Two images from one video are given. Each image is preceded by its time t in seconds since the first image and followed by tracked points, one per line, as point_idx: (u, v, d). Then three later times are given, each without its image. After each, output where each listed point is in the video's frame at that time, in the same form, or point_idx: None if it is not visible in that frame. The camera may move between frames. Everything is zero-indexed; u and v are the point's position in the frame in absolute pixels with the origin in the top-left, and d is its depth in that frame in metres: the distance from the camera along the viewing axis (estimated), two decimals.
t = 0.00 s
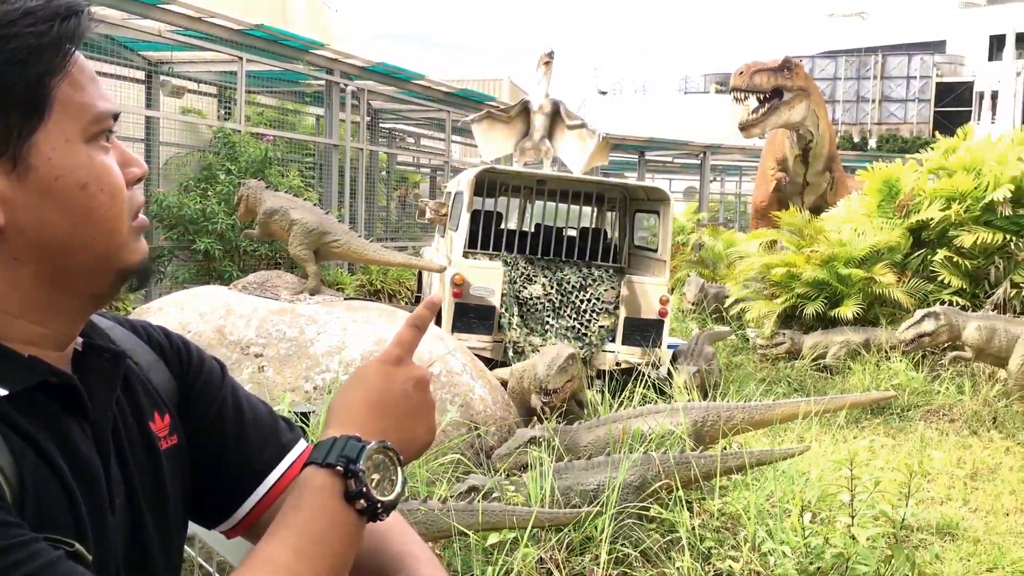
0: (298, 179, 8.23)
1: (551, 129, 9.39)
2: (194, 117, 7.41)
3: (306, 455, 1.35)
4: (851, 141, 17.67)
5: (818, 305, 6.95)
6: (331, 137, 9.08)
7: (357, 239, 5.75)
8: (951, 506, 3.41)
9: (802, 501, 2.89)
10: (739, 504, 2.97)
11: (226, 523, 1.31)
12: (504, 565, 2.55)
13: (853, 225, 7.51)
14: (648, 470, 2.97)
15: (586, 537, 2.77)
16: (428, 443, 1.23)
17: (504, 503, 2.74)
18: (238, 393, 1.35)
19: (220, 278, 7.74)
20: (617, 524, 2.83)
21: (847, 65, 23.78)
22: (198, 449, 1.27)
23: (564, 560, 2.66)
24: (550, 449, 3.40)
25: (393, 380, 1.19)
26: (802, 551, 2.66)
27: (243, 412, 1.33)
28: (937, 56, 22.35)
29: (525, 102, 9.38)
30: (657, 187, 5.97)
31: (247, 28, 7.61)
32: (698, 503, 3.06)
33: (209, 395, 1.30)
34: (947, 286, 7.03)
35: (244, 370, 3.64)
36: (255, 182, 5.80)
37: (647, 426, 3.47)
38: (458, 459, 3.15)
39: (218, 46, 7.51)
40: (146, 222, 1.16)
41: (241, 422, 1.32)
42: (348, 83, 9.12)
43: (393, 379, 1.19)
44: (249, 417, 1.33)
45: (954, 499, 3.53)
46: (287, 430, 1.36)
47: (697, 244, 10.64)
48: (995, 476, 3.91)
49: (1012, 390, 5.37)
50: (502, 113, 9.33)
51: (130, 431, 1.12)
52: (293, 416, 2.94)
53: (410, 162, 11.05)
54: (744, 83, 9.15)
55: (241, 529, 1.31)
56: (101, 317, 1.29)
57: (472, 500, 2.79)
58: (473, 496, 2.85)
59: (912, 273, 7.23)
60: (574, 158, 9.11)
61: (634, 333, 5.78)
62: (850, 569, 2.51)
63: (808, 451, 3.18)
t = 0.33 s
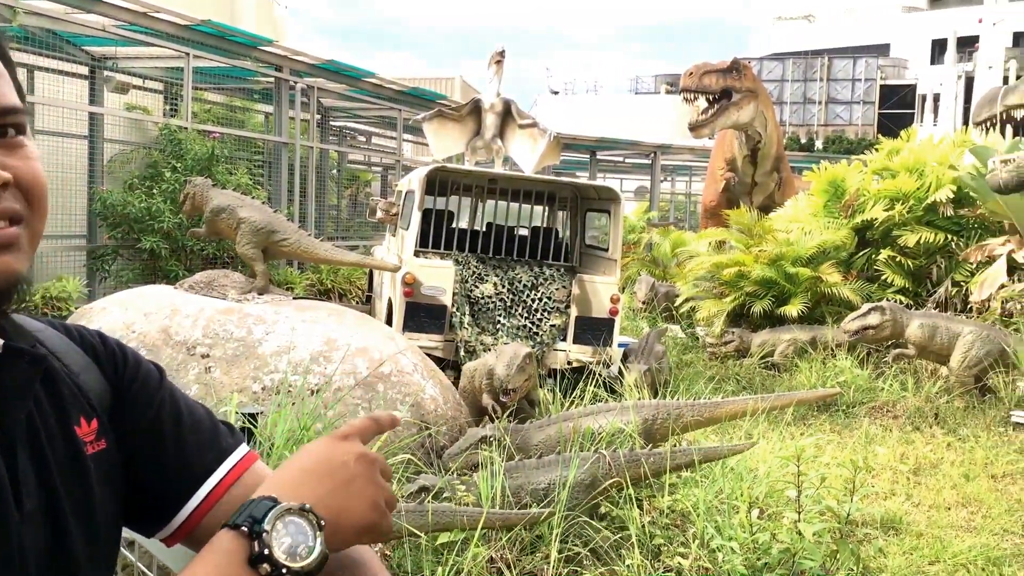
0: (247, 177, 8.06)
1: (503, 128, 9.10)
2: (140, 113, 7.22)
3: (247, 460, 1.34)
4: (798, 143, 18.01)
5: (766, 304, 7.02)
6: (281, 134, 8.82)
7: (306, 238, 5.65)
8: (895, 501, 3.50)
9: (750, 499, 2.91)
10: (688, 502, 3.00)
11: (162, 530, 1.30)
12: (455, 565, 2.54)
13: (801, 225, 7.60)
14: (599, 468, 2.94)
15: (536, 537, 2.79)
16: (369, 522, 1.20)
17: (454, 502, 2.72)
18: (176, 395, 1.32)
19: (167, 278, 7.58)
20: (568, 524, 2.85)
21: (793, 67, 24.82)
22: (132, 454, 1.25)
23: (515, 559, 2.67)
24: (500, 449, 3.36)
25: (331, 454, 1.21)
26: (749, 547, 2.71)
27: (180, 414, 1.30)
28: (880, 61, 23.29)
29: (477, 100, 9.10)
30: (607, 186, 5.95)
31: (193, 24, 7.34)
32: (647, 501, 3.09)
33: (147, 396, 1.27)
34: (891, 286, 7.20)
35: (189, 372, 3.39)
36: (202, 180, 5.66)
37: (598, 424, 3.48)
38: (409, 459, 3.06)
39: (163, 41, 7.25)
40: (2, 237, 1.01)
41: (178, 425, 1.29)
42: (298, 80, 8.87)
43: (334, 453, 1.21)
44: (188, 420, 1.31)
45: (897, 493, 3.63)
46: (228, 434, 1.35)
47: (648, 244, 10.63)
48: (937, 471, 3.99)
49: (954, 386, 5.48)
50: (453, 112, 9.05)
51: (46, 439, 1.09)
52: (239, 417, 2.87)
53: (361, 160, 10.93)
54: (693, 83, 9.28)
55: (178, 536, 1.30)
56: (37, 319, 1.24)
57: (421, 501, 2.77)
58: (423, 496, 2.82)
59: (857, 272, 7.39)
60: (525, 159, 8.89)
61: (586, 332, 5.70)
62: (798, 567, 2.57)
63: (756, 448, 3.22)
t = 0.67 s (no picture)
0: (195, 177, 7.94)
1: (456, 129, 8.51)
2: (86, 112, 7.07)
3: (179, 472, 1.34)
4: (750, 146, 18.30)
5: (718, 305, 7.09)
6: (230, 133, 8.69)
7: (256, 238, 5.51)
8: (842, 499, 3.57)
9: (699, 499, 2.95)
10: (639, 502, 3.04)
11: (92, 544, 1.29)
12: (405, 568, 2.57)
13: (751, 227, 7.70)
14: (552, 468, 2.97)
15: (487, 539, 2.79)
16: None
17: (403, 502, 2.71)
18: (105, 407, 1.33)
19: (112, 279, 7.41)
20: (519, 525, 2.85)
21: (743, 72, 24.62)
22: (54, 465, 1.26)
23: (466, 561, 2.68)
24: (452, 451, 3.34)
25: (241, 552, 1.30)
26: (699, 547, 2.75)
27: (104, 425, 1.31)
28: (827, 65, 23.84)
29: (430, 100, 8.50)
30: (560, 189, 5.94)
31: (140, 21, 7.23)
32: (598, 501, 3.13)
33: (68, 409, 1.28)
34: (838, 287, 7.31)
35: (134, 375, 3.31)
36: (147, 179, 5.46)
37: (550, 426, 3.51)
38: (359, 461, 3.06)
39: (108, 38, 7.11)
40: None
41: (106, 437, 1.30)
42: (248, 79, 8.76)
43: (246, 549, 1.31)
44: (115, 430, 1.31)
45: (845, 492, 3.69)
46: (159, 445, 1.34)
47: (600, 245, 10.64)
48: (882, 469, 4.06)
49: (899, 385, 5.57)
50: (405, 111, 8.41)
51: None
52: (184, 421, 2.76)
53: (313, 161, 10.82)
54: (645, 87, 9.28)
55: (109, 549, 1.30)
56: None
57: (369, 503, 2.74)
58: (374, 499, 2.80)
59: (805, 273, 7.47)
60: (478, 163, 8.30)
61: (538, 333, 5.72)
62: (747, 565, 2.61)
63: (705, 447, 3.25)
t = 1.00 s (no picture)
0: (136, 176, 7.82)
1: (403, 129, 8.43)
2: (25, 108, 6.87)
3: (125, 479, 1.24)
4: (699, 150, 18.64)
5: (666, 307, 7.18)
6: (174, 131, 8.49)
7: (199, 238, 5.43)
8: (787, 498, 3.62)
9: (646, 499, 2.99)
10: (587, 502, 3.06)
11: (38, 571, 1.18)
12: (349, 571, 2.56)
13: (698, 229, 7.79)
14: (498, 470, 2.95)
15: (434, 540, 2.80)
16: None
17: (349, 507, 2.69)
18: (37, 420, 1.21)
19: (51, 280, 7.22)
20: (466, 528, 2.85)
21: (691, 74, 24.96)
22: None
23: (412, 564, 2.70)
24: (401, 453, 3.31)
25: None
26: (645, 547, 2.79)
27: (35, 441, 1.18)
28: (772, 70, 24.33)
29: (378, 100, 8.43)
30: (509, 189, 5.92)
31: (81, 15, 7.07)
32: (545, 502, 3.13)
33: None
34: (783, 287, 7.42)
35: (73, 377, 3.25)
36: (88, 176, 5.33)
37: (497, 426, 3.52)
38: (304, 464, 3.08)
39: (48, 32, 6.95)
40: None
41: (43, 451, 1.18)
42: (191, 76, 8.58)
43: None
44: (51, 441, 1.20)
45: (790, 491, 3.74)
46: (98, 456, 1.23)
47: (549, 245, 10.69)
48: (825, 467, 4.14)
49: (841, 385, 5.67)
50: (353, 110, 8.32)
51: None
52: (125, 424, 2.86)
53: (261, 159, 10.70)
54: (594, 88, 9.33)
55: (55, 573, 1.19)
56: None
57: (316, 506, 2.70)
58: (319, 504, 2.76)
59: (751, 274, 7.59)
60: (425, 163, 8.20)
61: (487, 333, 5.73)
62: (692, 564, 2.66)
63: (653, 447, 3.28)
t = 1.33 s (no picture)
0: (60, 171, 7.65)
1: (338, 129, 8.03)
2: None
3: None
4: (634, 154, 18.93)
5: (600, 309, 7.30)
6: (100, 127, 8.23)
7: (125, 238, 5.27)
8: (716, 498, 3.69)
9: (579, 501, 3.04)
10: (521, 504, 3.07)
11: None
12: None
13: (633, 232, 7.89)
14: (432, 474, 2.93)
15: (366, 547, 2.80)
16: None
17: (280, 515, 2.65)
18: None
19: None
20: (399, 532, 2.87)
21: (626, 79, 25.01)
22: None
23: (342, 570, 2.70)
24: (333, 457, 3.28)
25: None
26: (578, 548, 2.83)
27: None
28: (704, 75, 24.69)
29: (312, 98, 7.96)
30: (445, 192, 5.94)
31: None
32: (479, 504, 3.13)
33: None
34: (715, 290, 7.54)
35: None
36: (9, 173, 5.16)
37: (431, 429, 3.51)
38: (233, 468, 3.04)
39: None
40: None
41: None
42: (119, 71, 8.28)
43: None
44: None
45: (719, 491, 3.81)
46: None
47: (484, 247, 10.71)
48: (754, 467, 4.22)
49: (771, 386, 5.75)
50: (286, 110, 7.90)
51: None
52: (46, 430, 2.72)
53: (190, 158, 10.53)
54: (530, 91, 9.31)
55: None
56: None
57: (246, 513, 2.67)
58: (247, 508, 2.74)
59: (684, 277, 7.69)
60: (361, 163, 7.85)
61: (422, 334, 5.75)
62: (624, 565, 2.73)
63: (587, 449, 3.33)
